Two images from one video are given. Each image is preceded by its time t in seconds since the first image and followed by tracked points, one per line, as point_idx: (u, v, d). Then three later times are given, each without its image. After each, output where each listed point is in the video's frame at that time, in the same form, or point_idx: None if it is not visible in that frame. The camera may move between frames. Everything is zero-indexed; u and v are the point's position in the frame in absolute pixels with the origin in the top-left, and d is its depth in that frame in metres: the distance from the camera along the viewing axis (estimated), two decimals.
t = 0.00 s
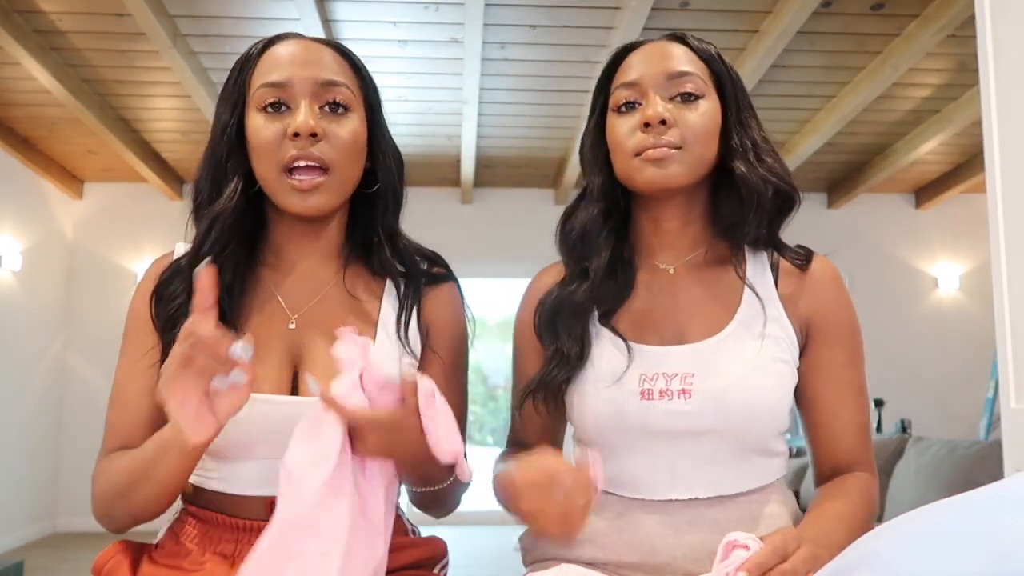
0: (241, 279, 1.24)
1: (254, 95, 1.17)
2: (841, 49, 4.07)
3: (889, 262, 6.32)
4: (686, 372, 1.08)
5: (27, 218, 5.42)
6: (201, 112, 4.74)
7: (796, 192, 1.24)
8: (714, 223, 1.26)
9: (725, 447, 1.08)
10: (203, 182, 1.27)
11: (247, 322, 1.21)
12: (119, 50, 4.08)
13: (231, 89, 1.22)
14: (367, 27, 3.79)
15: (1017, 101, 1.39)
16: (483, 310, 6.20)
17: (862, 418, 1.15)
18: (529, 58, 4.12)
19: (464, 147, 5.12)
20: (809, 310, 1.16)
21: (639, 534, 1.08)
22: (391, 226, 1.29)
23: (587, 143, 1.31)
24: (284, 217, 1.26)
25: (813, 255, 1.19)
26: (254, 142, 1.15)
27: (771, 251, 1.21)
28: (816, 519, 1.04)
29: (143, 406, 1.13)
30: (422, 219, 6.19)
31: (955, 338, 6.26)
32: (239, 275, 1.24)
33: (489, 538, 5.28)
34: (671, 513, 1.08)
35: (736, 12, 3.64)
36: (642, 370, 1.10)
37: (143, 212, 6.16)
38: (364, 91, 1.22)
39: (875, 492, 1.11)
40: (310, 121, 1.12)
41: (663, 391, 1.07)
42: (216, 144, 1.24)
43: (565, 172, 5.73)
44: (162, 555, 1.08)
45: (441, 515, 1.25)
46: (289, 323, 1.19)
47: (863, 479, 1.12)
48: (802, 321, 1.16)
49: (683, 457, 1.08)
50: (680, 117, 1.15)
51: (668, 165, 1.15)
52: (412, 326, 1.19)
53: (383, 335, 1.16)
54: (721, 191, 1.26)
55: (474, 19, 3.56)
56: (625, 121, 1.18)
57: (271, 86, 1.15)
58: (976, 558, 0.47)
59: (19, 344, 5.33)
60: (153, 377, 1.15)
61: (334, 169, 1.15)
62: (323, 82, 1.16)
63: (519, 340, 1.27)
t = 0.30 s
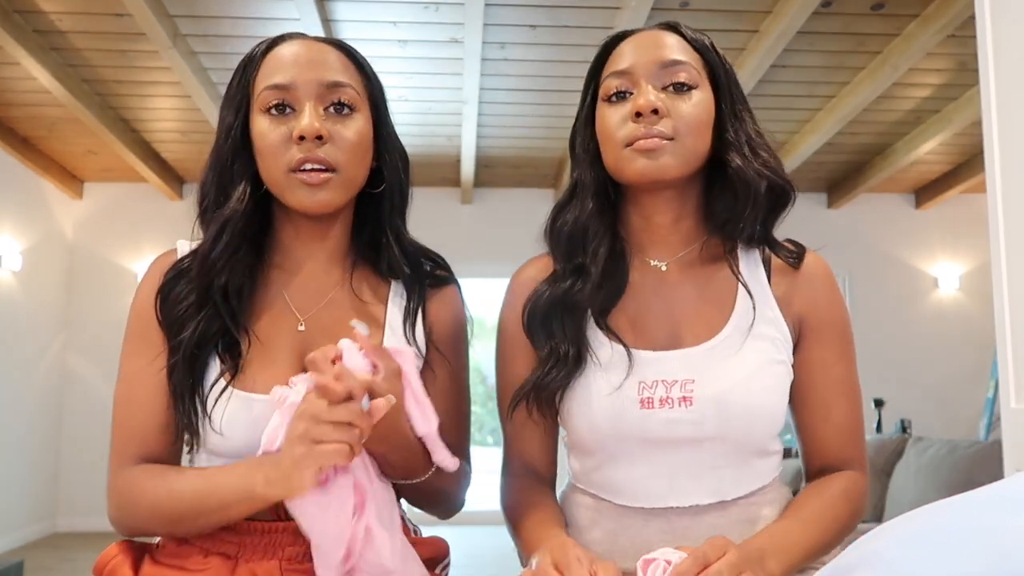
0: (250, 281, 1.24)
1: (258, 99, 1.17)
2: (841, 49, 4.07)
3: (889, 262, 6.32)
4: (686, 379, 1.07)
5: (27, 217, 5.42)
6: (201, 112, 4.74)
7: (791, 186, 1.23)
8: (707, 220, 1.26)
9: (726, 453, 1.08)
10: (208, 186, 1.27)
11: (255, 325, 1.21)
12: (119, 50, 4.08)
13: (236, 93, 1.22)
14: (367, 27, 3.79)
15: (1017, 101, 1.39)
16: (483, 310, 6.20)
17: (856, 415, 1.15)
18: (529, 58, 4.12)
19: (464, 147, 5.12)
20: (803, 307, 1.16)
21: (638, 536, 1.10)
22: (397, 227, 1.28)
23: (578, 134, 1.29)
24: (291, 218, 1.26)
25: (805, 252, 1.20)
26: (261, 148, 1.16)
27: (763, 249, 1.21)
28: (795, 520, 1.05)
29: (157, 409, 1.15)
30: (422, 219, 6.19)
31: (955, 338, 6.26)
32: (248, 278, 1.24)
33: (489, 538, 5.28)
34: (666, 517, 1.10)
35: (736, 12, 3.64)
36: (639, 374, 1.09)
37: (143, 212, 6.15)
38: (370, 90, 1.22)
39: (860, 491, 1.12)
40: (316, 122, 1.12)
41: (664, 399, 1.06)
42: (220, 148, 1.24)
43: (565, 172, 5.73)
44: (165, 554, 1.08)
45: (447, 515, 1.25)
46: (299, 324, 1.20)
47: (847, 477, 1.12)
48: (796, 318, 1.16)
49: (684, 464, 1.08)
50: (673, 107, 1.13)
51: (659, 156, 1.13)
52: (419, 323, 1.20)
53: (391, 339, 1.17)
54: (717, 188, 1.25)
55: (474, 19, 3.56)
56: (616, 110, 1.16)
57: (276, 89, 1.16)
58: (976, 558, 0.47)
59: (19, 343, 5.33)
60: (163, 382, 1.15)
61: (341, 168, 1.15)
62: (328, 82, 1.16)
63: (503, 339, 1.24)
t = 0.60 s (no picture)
0: (249, 283, 1.24)
1: (258, 101, 1.17)
2: (840, 49, 4.07)
3: (889, 263, 6.32)
4: (676, 382, 1.07)
5: (27, 217, 5.42)
6: (201, 112, 4.74)
7: (793, 177, 1.22)
8: (705, 214, 1.25)
9: (720, 457, 1.08)
10: (209, 186, 1.27)
11: (255, 327, 1.20)
12: (119, 50, 4.08)
13: (235, 91, 1.22)
14: (367, 27, 3.79)
15: (1017, 100, 1.39)
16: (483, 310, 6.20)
17: (860, 412, 1.15)
18: (529, 58, 4.12)
19: (464, 147, 5.12)
20: (806, 303, 1.15)
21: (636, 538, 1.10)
22: (398, 229, 1.29)
23: (571, 123, 1.29)
24: (291, 220, 1.26)
25: (807, 247, 1.18)
26: (262, 152, 1.16)
27: (765, 244, 1.20)
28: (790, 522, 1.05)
29: (160, 412, 1.15)
30: (422, 218, 6.19)
31: (955, 338, 6.26)
32: (247, 280, 1.24)
33: (489, 538, 5.28)
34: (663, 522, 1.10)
35: (736, 12, 3.64)
36: (629, 375, 1.09)
37: (143, 212, 6.15)
38: (373, 90, 1.22)
39: (860, 488, 1.13)
40: (316, 130, 1.12)
41: (652, 401, 1.06)
42: (220, 148, 1.24)
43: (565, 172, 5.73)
44: (166, 552, 1.08)
45: (450, 515, 1.25)
46: (299, 326, 1.19)
47: (848, 475, 1.13)
48: (799, 316, 1.15)
49: (676, 469, 1.08)
50: (670, 97, 1.13)
51: (655, 148, 1.12)
52: (420, 327, 1.20)
53: (391, 344, 1.16)
54: (714, 185, 1.25)
55: (474, 19, 3.56)
56: (610, 99, 1.16)
57: (276, 91, 1.15)
58: (976, 558, 0.47)
59: (19, 343, 5.33)
60: (164, 385, 1.16)
61: (340, 175, 1.14)
62: (330, 86, 1.16)
63: (498, 336, 1.25)
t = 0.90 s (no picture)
0: (247, 283, 1.24)
1: (258, 100, 1.17)
2: (840, 49, 4.07)
3: (890, 263, 6.32)
4: (674, 386, 1.07)
5: (27, 217, 5.42)
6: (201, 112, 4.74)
7: (792, 175, 1.22)
8: (702, 213, 1.25)
9: (718, 462, 1.08)
10: (208, 185, 1.27)
11: (254, 327, 1.20)
12: (119, 50, 4.08)
13: (234, 89, 1.23)
14: (367, 27, 3.79)
15: (1017, 101, 1.39)
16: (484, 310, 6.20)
17: (869, 411, 1.15)
18: (529, 58, 4.12)
19: (464, 147, 5.12)
20: (808, 304, 1.15)
21: (637, 541, 1.10)
22: (397, 229, 1.29)
23: (564, 119, 1.29)
24: (290, 220, 1.26)
25: (810, 246, 1.17)
26: (262, 151, 1.16)
27: (764, 243, 1.19)
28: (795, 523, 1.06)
29: (158, 412, 1.15)
30: (422, 219, 6.19)
31: (955, 338, 6.26)
32: (245, 280, 1.24)
33: (489, 539, 5.28)
34: (666, 527, 1.10)
35: (736, 12, 3.64)
36: (623, 378, 1.09)
37: (143, 212, 6.15)
38: (372, 89, 1.22)
39: (869, 488, 1.13)
40: (316, 129, 1.12)
41: (650, 406, 1.06)
42: (219, 147, 1.24)
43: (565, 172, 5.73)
44: (165, 553, 1.08)
45: (448, 516, 1.25)
46: (297, 327, 1.19)
47: (859, 476, 1.13)
48: (803, 316, 1.15)
49: (674, 473, 1.08)
50: (665, 94, 1.12)
51: (649, 146, 1.12)
52: (420, 329, 1.20)
53: (390, 347, 1.16)
54: (708, 184, 1.25)
55: (474, 19, 3.56)
56: (604, 95, 1.16)
57: (276, 90, 1.15)
58: (976, 558, 0.47)
59: (19, 343, 5.33)
60: (161, 384, 1.16)
61: (342, 174, 1.14)
62: (330, 85, 1.16)
63: (494, 335, 1.26)
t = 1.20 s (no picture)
0: (244, 282, 1.24)
1: (258, 98, 1.17)
2: (841, 49, 4.07)
3: (890, 263, 6.32)
4: (674, 383, 1.07)
5: (27, 217, 5.41)
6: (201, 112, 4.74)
7: (796, 179, 1.23)
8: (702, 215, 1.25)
9: (717, 460, 1.07)
10: (207, 183, 1.27)
11: (252, 326, 1.21)
12: (119, 50, 4.08)
13: (234, 87, 1.23)
14: (367, 27, 3.79)
15: (1017, 101, 1.39)
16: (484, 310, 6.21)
17: (871, 411, 1.14)
18: (529, 58, 4.12)
19: (464, 147, 5.12)
20: (808, 304, 1.15)
21: (637, 542, 1.10)
22: (396, 229, 1.29)
23: (571, 116, 1.28)
24: (288, 219, 1.26)
25: (811, 247, 1.17)
26: (260, 148, 1.16)
27: (766, 243, 1.19)
28: (794, 524, 1.06)
29: (156, 411, 1.15)
30: (422, 218, 6.19)
31: (955, 338, 6.26)
32: (242, 278, 1.24)
33: (489, 539, 5.28)
34: (666, 528, 1.10)
35: (736, 12, 3.64)
36: (622, 375, 1.09)
37: (143, 212, 6.15)
38: (372, 90, 1.22)
39: (870, 490, 1.13)
40: (315, 127, 1.12)
41: (650, 402, 1.06)
42: (218, 145, 1.24)
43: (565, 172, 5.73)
44: (163, 553, 1.08)
45: (448, 516, 1.25)
46: (294, 327, 1.19)
47: (859, 477, 1.13)
48: (803, 315, 1.15)
49: (672, 471, 1.08)
50: (681, 100, 1.12)
51: (663, 152, 1.12)
52: (419, 328, 1.20)
53: (388, 348, 1.16)
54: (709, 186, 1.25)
55: (474, 19, 3.56)
56: (619, 97, 1.15)
57: (276, 88, 1.16)
58: (976, 558, 0.47)
59: (19, 343, 5.33)
60: (159, 382, 1.16)
61: (339, 172, 1.14)
62: (329, 84, 1.16)
63: (495, 335, 1.26)
